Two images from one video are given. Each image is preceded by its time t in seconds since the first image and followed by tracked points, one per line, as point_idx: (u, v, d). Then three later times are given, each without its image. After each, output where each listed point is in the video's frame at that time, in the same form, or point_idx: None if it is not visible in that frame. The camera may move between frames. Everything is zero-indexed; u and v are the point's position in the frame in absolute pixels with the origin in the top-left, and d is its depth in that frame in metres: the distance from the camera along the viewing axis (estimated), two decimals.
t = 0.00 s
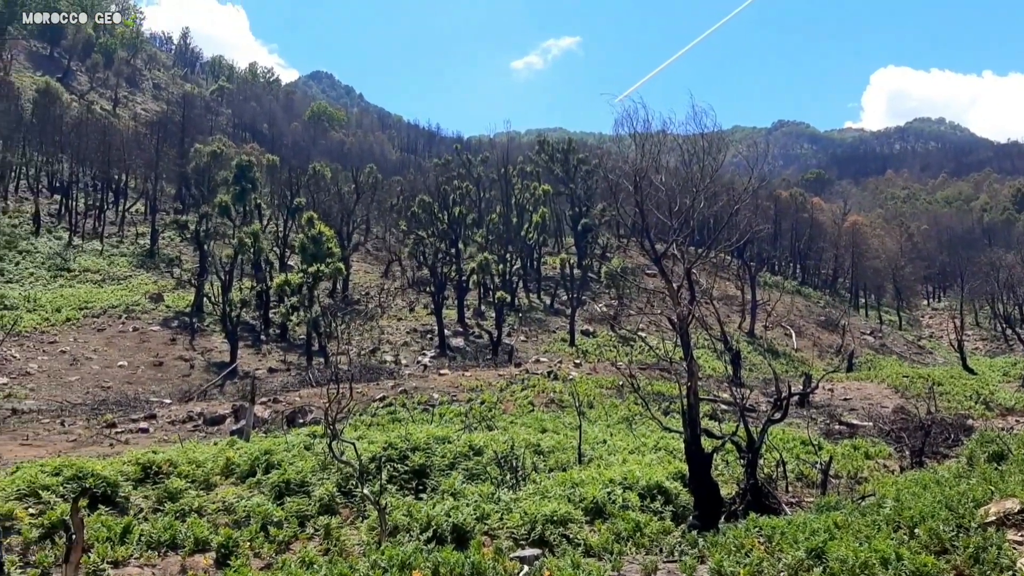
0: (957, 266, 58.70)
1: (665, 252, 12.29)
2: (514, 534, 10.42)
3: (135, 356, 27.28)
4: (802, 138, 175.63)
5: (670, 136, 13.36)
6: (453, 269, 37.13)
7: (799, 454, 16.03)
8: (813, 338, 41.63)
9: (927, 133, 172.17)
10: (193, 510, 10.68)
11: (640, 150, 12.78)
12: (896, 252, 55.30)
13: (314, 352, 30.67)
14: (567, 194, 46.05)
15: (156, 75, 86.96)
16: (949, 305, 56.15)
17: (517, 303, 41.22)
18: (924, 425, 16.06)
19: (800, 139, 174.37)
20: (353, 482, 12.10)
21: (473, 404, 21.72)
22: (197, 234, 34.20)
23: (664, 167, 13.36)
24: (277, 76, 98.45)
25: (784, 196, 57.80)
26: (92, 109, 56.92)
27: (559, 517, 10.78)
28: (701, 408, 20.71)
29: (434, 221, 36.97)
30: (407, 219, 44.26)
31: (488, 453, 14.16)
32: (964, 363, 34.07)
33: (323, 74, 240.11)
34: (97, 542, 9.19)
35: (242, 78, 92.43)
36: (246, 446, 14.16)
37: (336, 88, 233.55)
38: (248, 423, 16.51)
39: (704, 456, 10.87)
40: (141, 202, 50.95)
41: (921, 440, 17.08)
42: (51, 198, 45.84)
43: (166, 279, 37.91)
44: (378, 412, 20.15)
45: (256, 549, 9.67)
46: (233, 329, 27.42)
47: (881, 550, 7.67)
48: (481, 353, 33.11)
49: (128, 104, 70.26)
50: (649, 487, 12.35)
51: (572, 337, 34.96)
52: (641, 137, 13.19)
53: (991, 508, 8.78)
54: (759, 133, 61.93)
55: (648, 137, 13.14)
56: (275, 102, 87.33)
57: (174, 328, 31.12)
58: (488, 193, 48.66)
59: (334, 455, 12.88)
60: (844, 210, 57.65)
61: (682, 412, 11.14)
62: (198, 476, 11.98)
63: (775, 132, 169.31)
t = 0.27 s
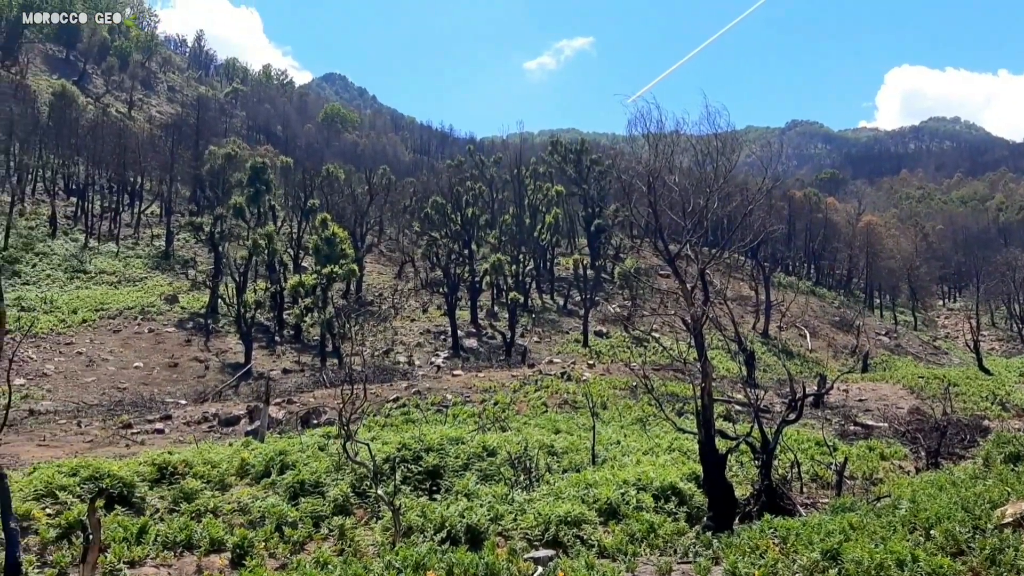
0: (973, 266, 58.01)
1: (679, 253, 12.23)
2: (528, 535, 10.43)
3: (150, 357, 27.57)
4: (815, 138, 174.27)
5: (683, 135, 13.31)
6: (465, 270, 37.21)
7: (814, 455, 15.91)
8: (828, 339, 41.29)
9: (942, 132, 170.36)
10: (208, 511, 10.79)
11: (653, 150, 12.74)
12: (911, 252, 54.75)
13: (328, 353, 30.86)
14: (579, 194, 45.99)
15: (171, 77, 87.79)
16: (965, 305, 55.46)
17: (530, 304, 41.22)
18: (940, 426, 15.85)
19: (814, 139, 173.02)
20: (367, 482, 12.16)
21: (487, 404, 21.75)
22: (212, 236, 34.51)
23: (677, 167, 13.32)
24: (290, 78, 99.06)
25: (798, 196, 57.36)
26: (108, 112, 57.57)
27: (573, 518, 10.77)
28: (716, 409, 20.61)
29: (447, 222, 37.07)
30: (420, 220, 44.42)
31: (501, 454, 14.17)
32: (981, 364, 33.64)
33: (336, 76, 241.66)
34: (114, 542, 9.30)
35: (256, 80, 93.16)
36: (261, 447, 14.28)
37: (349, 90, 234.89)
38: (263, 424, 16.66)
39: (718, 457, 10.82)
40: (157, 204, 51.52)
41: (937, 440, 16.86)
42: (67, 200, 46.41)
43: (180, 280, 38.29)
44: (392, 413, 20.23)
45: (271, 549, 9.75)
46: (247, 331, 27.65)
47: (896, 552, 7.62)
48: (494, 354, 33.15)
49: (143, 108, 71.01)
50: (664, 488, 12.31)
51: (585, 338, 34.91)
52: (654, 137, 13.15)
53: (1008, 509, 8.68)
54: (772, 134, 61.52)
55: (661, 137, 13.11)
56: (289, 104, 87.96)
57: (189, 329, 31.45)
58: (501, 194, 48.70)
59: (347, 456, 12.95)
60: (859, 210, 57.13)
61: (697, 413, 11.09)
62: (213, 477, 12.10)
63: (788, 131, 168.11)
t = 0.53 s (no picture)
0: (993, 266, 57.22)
1: (695, 253, 12.17)
2: (544, 536, 10.42)
3: (169, 359, 27.90)
4: (833, 137, 172.52)
5: (699, 136, 13.25)
6: (481, 271, 37.29)
7: (832, 457, 15.77)
8: (846, 340, 40.88)
9: (962, 131, 168.11)
10: (226, 511, 10.90)
11: (669, 150, 12.68)
12: (930, 252, 54.06)
13: (345, 354, 31.07)
14: (595, 195, 45.91)
15: (189, 81, 88.78)
16: (985, 305, 54.66)
17: (545, 305, 41.21)
18: (959, 426, 15.64)
19: (832, 138, 171.22)
20: (384, 483, 12.22)
21: (503, 406, 21.78)
22: (229, 238, 34.86)
23: (693, 167, 13.26)
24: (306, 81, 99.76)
25: (815, 196, 56.85)
26: (126, 116, 58.31)
27: (589, 520, 10.75)
28: (733, 410, 20.48)
29: (463, 223, 37.18)
30: (436, 222, 44.57)
31: (518, 455, 14.19)
32: (1001, 365, 33.17)
33: (352, 78, 243.22)
34: (133, 543, 9.42)
35: (273, 83, 93.97)
36: (278, 448, 14.38)
37: (365, 92, 236.24)
38: (280, 425, 16.80)
39: (735, 459, 10.73)
40: (175, 207, 52.13)
41: (957, 442, 16.64)
42: (87, 203, 47.09)
43: (198, 282, 38.72)
44: (408, 414, 20.33)
45: (288, 550, 9.83)
46: (264, 332, 27.91)
47: (916, 554, 7.54)
48: (510, 355, 33.19)
49: (162, 112, 71.91)
50: (680, 490, 12.26)
51: (601, 339, 34.84)
52: (670, 137, 13.09)
53: None
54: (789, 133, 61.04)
55: (677, 137, 13.05)
56: (306, 107, 88.63)
57: (207, 331, 31.79)
58: (517, 196, 48.75)
59: (364, 457, 13.03)
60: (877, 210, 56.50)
61: (714, 414, 11.02)
62: (231, 478, 12.22)
63: (805, 130, 166.36)
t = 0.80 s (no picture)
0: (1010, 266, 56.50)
1: (709, 254, 12.12)
2: (559, 537, 10.42)
3: (184, 360, 28.19)
4: (847, 136, 170.96)
5: (713, 136, 13.20)
6: (494, 273, 37.33)
7: (847, 458, 15.62)
8: (861, 340, 40.46)
9: (979, 130, 166.16)
10: (242, 512, 10.99)
11: (682, 151, 12.66)
12: (946, 252, 53.47)
13: (358, 356, 31.23)
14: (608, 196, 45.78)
15: (203, 84, 89.69)
16: (1002, 305, 54.00)
17: (559, 306, 41.17)
18: (977, 427, 15.45)
19: (846, 137, 169.53)
20: (398, 484, 12.29)
21: (516, 407, 21.79)
22: (244, 240, 35.15)
23: (707, 168, 13.22)
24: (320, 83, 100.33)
25: (829, 196, 56.40)
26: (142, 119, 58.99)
27: (604, 521, 10.73)
28: (748, 411, 20.36)
29: (476, 225, 37.26)
30: (449, 223, 44.67)
31: (532, 457, 14.21)
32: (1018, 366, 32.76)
33: (365, 80, 244.46)
34: (149, 544, 9.52)
35: (286, 85, 94.60)
36: (293, 449, 14.49)
37: (378, 94, 237.31)
38: (295, 427, 16.93)
39: (750, 460, 10.67)
40: (190, 209, 52.63)
41: (974, 443, 16.44)
42: (103, 206, 47.69)
43: (213, 285, 39.07)
44: (422, 415, 20.41)
45: (303, 551, 9.90)
46: (279, 334, 28.13)
47: (933, 555, 7.51)
48: (524, 356, 33.21)
49: (177, 115, 72.68)
50: (695, 491, 12.21)
51: (615, 340, 34.76)
52: (683, 138, 13.06)
53: None
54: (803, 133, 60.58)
55: (691, 138, 13.01)
56: (319, 109, 89.19)
57: (222, 332, 32.09)
58: (530, 197, 48.76)
59: (379, 458, 13.09)
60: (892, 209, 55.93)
61: (728, 415, 10.95)
62: (247, 479, 12.32)
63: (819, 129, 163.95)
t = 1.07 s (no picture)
0: None
1: (725, 255, 12.05)
2: (576, 539, 10.41)
3: (202, 363, 28.50)
4: (863, 135, 169.21)
5: (728, 136, 13.13)
6: (509, 274, 37.34)
7: (866, 459, 15.45)
8: (879, 341, 39.97)
9: (999, 128, 163.82)
10: (259, 514, 11.08)
11: (698, 151, 12.60)
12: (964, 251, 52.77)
13: (374, 357, 31.41)
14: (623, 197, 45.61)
15: (220, 88, 90.61)
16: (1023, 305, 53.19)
17: (574, 308, 41.11)
18: (997, 427, 15.23)
19: (863, 136, 167.56)
20: (415, 486, 12.34)
21: (532, 408, 21.80)
22: (260, 243, 35.46)
23: (723, 168, 13.15)
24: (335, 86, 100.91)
25: (846, 195, 55.83)
26: (160, 124, 59.73)
27: (621, 523, 10.71)
28: (764, 412, 20.22)
29: (491, 226, 37.34)
30: (464, 225, 44.79)
31: (548, 458, 14.22)
32: None
33: (380, 83, 245.72)
34: (168, 545, 9.64)
35: (302, 88, 95.32)
36: (310, 451, 14.61)
37: (392, 96, 238.47)
38: (312, 429, 17.07)
39: (768, 461, 10.59)
40: (207, 213, 53.20)
41: (995, 443, 16.20)
42: (121, 210, 48.33)
43: (230, 287, 39.48)
44: (438, 417, 20.48)
45: (321, 552, 9.97)
46: (295, 336, 28.37)
47: (952, 556, 7.47)
48: (539, 357, 33.21)
49: (193, 119, 73.51)
50: (712, 493, 12.14)
51: (631, 341, 34.65)
52: (698, 138, 13.00)
53: None
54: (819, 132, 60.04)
55: (706, 138, 12.96)
56: (335, 112, 89.78)
57: (239, 334, 32.42)
58: (544, 198, 48.74)
59: (395, 460, 13.16)
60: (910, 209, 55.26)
61: (745, 416, 10.88)
62: (264, 481, 12.43)
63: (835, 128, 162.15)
